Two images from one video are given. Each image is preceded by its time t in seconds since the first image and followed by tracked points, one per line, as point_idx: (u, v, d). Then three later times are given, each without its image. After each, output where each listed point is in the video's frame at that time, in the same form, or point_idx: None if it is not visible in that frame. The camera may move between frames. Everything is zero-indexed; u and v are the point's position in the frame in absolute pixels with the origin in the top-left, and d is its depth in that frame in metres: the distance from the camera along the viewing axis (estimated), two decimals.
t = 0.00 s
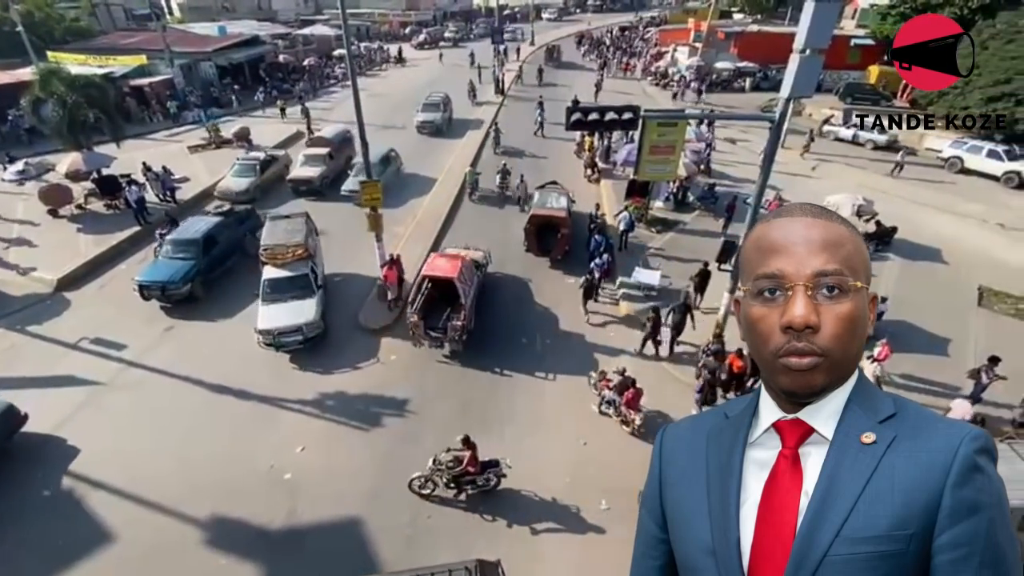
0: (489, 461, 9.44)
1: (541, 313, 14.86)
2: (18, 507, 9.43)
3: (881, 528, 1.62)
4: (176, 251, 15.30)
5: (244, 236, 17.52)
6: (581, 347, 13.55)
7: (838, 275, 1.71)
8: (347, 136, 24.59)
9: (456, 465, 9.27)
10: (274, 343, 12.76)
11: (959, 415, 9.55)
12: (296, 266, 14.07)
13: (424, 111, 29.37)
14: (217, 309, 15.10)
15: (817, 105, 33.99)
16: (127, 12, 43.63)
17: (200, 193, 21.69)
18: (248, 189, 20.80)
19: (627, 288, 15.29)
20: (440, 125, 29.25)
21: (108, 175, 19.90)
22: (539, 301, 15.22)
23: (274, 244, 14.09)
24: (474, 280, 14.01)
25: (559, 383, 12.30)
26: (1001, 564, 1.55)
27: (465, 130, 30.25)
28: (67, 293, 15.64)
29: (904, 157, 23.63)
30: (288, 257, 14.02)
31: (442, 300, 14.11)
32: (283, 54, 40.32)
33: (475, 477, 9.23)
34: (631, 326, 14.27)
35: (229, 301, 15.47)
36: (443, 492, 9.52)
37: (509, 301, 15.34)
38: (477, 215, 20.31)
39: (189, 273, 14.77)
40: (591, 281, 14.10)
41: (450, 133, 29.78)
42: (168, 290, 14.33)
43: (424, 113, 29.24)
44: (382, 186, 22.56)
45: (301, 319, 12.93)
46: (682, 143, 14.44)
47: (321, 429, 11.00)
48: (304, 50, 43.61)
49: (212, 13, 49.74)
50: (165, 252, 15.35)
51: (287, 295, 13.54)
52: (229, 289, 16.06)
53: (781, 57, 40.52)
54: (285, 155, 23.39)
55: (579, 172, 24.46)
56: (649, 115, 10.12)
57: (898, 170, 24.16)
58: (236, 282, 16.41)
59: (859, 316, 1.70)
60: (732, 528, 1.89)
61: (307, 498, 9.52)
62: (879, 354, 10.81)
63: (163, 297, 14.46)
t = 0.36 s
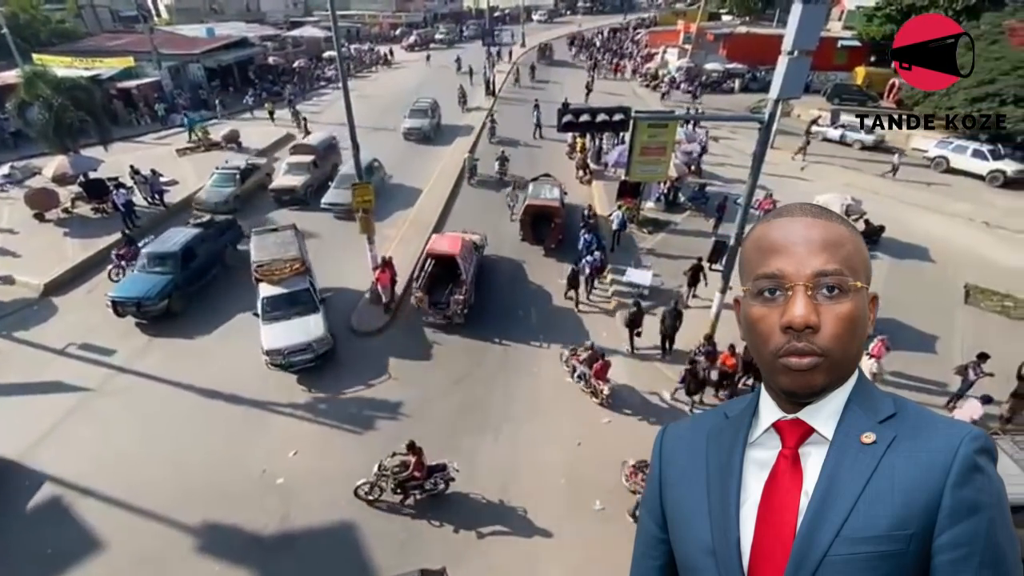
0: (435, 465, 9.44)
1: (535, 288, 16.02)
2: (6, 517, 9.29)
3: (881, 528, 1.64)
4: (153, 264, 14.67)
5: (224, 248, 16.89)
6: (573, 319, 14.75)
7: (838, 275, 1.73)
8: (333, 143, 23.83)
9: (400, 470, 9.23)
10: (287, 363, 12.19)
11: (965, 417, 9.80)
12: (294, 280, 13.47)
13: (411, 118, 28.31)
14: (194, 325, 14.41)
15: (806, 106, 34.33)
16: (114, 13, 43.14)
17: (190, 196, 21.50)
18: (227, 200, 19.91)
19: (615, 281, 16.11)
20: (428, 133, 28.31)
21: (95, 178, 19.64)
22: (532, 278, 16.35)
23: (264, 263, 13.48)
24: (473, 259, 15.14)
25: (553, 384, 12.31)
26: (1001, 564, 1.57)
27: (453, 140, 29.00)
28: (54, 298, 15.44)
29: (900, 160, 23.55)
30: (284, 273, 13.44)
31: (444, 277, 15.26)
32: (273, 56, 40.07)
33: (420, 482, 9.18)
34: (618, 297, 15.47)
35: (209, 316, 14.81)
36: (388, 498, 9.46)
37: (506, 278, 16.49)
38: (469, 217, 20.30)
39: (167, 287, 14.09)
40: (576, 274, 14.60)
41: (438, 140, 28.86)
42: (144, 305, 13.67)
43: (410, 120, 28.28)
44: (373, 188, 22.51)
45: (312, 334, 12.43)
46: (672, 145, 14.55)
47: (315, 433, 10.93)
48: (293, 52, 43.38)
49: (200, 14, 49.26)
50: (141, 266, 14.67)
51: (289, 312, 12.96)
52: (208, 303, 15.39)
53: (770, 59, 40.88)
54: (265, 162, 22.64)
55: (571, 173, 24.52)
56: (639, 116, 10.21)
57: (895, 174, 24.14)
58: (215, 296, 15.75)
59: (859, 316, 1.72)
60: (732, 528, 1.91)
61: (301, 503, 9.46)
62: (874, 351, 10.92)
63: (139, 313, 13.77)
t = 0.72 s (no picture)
0: (369, 472, 9.35)
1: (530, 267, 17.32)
2: None
3: (880, 528, 1.66)
4: (125, 281, 13.98)
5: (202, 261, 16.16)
6: (565, 292, 16.05)
7: (839, 275, 1.75)
8: (317, 151, 23.10)
9: (332, 477, 9.13)
10: (305, 378, 11.61)
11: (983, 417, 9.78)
12: (300, 294, 13.02)
13: (397, 126, 27.43)
14: (169, 344, 13.70)
15: (794, 107, 34.67)
16: (100, 15, 42.70)
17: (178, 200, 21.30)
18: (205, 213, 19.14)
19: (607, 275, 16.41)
20: (415, 140, 27.44)
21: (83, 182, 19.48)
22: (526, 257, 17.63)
23: (269, 279, 12.97)
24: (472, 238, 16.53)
25: (547, 386, 12.31)
26: (1000, 564, 1.59)
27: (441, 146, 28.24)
28: (41, 303, 15.24)
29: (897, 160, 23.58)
30: (290, 288, 12.96)
31: (444, 256, 16.57)
32: (262, 58, 39.84)
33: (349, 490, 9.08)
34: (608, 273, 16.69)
35: (186, 333, 14.11)
36: (322, 506, 9.33)
37: (503, 257, 17.78)
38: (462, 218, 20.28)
39: (138, 305, 13.41)
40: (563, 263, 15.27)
41: (426, 148, 28.06)
42: (115, 324, 12.98)
43: (397, 128, 27.38)
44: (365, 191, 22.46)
45: (329, 344, 12.00)
46: (663, 146, 14.64)
47: (307, 437, 10.86)
48: (283, 54, 43.16)
49: (188, 16, 48.89)
50: (112, 283, 14.00)
51: (301, 325, 12.48)
52: (184, 320, 14.68)
53: (758, 60, 41.25)
54: (245, 173, 21.87)
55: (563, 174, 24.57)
56: (629, 118, 10.25)
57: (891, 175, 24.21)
58: (192, 313, 15.02)
59: (858, 316, 1.74)
60: (732, 528, 1.92)
61: (294, 508, 9.39)
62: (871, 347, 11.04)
63: (109, 333, 13.10)
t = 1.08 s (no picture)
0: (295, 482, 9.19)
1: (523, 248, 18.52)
2: None
3: (881, 528, 1.67)
4: (98, 298, 13.30)
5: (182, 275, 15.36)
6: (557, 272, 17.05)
7: (839, 275, 1.76)
8: (304, 157, 22.27)
9: (255, 488, 8.95)
10: (336, 390, 11.44)
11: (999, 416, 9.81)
12: (309, 306, 12.63)
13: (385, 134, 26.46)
14: (145, 365, 12.95)
15: (785, 107, 34.93)
16: (89, 17, 42.30)
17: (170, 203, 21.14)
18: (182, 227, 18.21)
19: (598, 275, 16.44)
20: (404, 148, 26.48)
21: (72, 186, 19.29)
22: (518, 239, 18.87)
23: (279, 290, 12.49)
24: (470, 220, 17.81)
25: (542, 387, 12.30)
26: (999, 563, 1.60)
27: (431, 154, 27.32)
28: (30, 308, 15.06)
29: (895, 162, 23.61)
30: (301, 299, 12.60)
31: (444, 237, 17.85)
32: (254, 60, 39.63)
33: (274, 500, 8.91)
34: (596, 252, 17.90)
35: (162, 354, 13.33)
36: (246, 517, 9.13)
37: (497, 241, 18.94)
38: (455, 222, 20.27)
39: (110, 325, 12.72)
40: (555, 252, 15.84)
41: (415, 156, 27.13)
42: (86, 346, 12.32)
43: (384, 135, 26.36)
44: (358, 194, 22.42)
45: (353, 354, 11.84)
46: (655, 147, 14.70)
47: (301, 441, 10.79)
48: (274, 56, 42.98)
49: (178, 18, 48.54)
50: (84, 300, 13.34)
51: (318, 336, 12.14)
52: (162, 338, 13.92)
53: (749, 61, 41.54)
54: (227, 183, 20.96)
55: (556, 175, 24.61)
56: (622, 118, 10.28)
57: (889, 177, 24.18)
58: (171, 331, 14.25)
59: (859, 315, 1.75)
60: (732, 528, 1.93)
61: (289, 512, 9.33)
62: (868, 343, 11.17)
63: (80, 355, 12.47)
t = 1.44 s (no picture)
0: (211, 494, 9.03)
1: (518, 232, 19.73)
2: None
3: (881, 528, 1.67)
4: (69, 317, 12.63)
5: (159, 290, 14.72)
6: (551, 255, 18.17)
7: (839, 275, 1.77)
8: (291, 165, 21.50)
9: (165, 502, 8.77)
10: (366, 395, 11.34)
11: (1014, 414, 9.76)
12: (323, 314, 12.41)
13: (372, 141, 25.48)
14: (117, 388, 12.27)
15: (777, 108, 35.17)
16: (78, 19, 41.88)
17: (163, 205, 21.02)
18: (159, 240, 17.16)
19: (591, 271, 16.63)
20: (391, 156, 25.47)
21: (62, 189, 19.11)
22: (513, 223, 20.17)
23: (292, 299, 12.17)
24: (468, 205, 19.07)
25: (537, 388, 12.30)
26: (999, 563, 1.61)
27: (420, 163, 26.26)
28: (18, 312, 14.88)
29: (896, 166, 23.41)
30: (316, 307, 12.34)
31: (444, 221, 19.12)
32: (246, 62, 39.46)
33: (186, 514, 8.73)
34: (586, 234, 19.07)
35: (137, 375, 12.67)
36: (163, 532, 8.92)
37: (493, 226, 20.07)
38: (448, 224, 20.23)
39: (81, 344, 12.08)
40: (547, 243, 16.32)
41: (403, 164, 26.16)
42: (55, 367, 11.68)
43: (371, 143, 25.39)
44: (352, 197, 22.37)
45: (377, 358, 11.76)
46: (649, 148, 14.77)
47: (295, 444, 10.74)
48: (266, 58, 42.80)
49: (169, 20, 48.18)
50: (54, 319, 12.66)
51: (338, 345, 11.97)
52: (136, 359, 13.25)
53: (741, 62, 41.82)
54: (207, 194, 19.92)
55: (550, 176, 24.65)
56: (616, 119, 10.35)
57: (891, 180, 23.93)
58: (146, 350, 13.58)
59: (858, 315, 1.76)
60: (732, 528, 1.94)
61: (284, 516, 9.29)
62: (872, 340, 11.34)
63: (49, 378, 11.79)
